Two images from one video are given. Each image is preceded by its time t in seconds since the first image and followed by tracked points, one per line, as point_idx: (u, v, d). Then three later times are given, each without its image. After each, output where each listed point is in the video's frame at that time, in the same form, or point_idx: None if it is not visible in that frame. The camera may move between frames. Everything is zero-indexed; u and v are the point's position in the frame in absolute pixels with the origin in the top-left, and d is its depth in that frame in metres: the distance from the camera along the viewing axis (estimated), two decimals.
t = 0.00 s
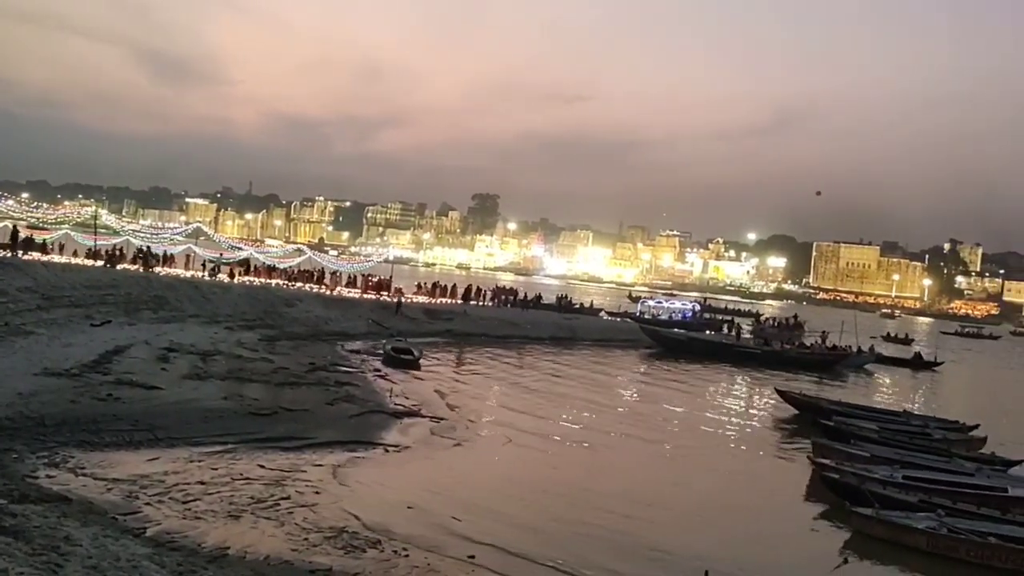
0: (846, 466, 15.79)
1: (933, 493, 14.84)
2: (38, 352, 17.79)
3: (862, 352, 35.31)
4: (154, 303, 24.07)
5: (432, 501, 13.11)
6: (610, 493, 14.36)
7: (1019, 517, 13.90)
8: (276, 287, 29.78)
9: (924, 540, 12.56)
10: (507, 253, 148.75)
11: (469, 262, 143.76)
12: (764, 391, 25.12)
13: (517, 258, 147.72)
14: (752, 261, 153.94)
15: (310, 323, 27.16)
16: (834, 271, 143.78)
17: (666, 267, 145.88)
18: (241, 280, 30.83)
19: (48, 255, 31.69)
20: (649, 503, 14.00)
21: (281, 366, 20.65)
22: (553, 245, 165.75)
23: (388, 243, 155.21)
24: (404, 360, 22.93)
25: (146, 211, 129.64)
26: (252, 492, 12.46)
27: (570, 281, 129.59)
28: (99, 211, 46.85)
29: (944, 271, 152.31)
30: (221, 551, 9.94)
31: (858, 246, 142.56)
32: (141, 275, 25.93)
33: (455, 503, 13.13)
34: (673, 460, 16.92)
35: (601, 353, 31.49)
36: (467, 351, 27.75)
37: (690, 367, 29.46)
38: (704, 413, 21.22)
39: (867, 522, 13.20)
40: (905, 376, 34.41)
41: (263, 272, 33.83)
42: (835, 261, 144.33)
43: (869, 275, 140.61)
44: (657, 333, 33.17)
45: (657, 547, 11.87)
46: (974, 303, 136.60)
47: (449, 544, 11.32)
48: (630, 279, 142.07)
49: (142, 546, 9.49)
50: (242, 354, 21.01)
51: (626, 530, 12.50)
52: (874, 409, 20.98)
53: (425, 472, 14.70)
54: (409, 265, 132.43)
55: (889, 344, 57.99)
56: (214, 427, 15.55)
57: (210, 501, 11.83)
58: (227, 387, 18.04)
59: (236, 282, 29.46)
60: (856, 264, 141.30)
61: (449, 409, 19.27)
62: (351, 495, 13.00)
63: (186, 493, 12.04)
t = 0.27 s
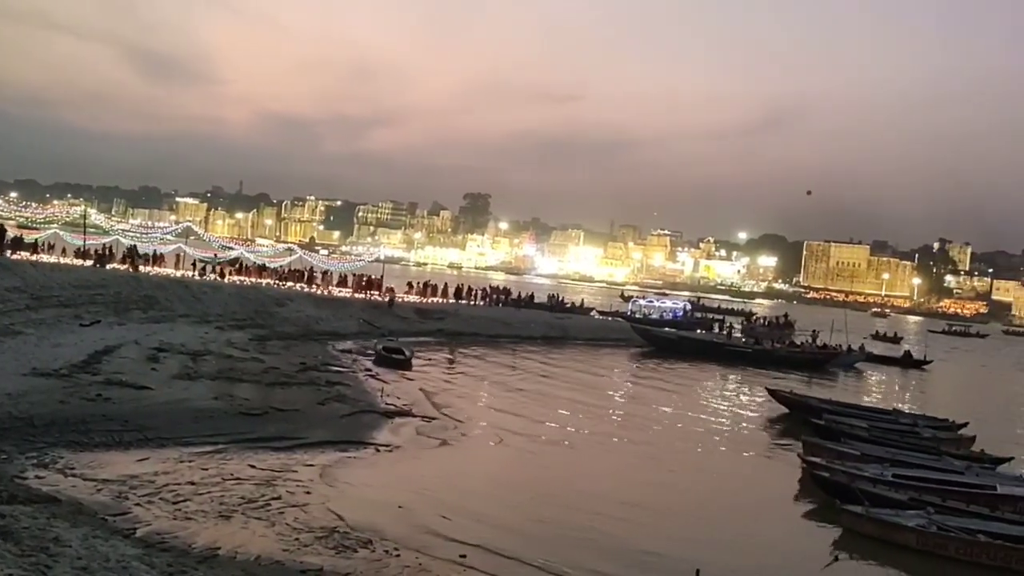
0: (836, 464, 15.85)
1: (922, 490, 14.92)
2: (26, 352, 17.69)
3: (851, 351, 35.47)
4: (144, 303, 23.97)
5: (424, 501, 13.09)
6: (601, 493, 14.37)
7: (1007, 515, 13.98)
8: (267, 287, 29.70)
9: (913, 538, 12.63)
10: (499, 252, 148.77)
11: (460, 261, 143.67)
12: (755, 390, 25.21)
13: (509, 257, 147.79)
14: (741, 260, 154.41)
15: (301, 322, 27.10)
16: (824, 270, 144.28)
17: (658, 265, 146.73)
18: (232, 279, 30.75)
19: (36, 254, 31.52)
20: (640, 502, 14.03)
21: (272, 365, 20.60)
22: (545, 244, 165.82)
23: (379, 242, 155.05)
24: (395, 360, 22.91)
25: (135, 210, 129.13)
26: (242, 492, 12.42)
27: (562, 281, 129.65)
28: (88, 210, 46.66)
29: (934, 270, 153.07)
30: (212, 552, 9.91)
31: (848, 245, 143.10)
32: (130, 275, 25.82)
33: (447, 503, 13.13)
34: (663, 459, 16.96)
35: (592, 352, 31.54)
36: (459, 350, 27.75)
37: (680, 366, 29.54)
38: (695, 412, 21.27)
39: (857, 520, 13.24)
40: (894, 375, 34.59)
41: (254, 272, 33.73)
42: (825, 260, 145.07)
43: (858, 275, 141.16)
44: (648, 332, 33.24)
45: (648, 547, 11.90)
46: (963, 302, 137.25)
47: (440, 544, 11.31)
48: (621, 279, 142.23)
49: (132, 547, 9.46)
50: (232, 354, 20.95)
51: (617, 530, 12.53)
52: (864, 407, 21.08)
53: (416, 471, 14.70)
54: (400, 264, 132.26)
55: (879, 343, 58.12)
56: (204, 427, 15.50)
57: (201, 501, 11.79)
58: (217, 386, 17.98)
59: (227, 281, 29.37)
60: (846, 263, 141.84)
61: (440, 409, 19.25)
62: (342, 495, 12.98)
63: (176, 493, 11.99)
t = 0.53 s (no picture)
0: (828, 462, 15.91)
1: (914, 489, 14.98)
2: (17, 352, 17.60)
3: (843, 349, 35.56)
4: (136, 302, 23.87)
5: (417, 500, 13.08)
6: (594, 492, 14.38)
7: (998, 513, 14.05)
8: (259, 285, 29.63)
9: (905, 536, 12.68)
10: (491, 251, 148.69)
11: (453, 260, 143.59)
12: (747, 388, 25.27)
13: (502, 256, 147.64)
14: (734, 259, 154.66)
15: (293, 321, 27.05)
16: (816, 269, 144.69)
17: (651, 264, 146.08)
18: (224, 278, 30.66)
19: (27, 253, 31.36)
20: (633, 501, 14.06)
21: (264, 364, 20.55)
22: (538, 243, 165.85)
23: (372, 240, 154.77)
24: (388, 359, 22.89)
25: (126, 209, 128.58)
26: (234, 491, 12.39)
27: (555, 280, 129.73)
28: (78, 209, 46.44)
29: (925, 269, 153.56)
30: (204, 551, 9.88)
31: (840, 244, 143.42)
32: (121, 274, 25.72)
33: (440, 502, 13.12)
34: (656, 458, 16.99)
35: (585, 351, 31.57)
36: (452, 349, 27.74)
37: (673, 364, 29.58)
38: (688, 411, 21.30)
39: (850, 518, 13.27)
40: (885, 373, 34.69)
41: (246, 271, 33.64)
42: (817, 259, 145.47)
43: (851, 274, 141.60)
44: (641, 330, 33.28)
45: (641, 546, 11.92)
46: (954, 300, 137.78)
47: (433, 543, 11.30)
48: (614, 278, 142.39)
49: (124, 547, 9.42)
50: (225, 353, 20.89)
51: (610, 529, 12.55)
52: (856, 406, 21.15)
53: (410, 470, 14.69)
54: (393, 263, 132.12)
55: (875, 342, 58.07)
56: (196, 427, 15.44)
57: (193, 501, 11.75)
58: (210, 386, 17.92)
59: (219, 280, 29.26)
60: (838, 262, 142.24)
61: (433, 408, 19.24)
62: (335, 494, 12.96)
63: (168, 493, 11.95)
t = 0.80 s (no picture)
0: (820, 461, 15.96)
1: (906, 487, 15.03)
2: (8, 351, 17.52)
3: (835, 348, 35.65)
4: (128, 301, 23.79)
5: (410, 499, 13.06)
6: (587, 491, 14.39)
7: (989, 511, 14.10)
8: (252, 285, 29.57)
9: (896, 534, 12.73)
10: (485, 250, 148.62)
11: (446, 259, 143.51)
12: (740, 387, 25.31)
13: (495, 255, 147.57)
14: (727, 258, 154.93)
15: (286, 320, 26.99)
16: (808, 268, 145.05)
17: (644, 263, 146.87)
18: (216, 277, 30.58)
19: (17, 252, 31.22)
20: (625, 500, 14.07)
21: (257, 364, 20.50)
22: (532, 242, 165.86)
23: (365, 239, 154.54)
24: (381, 358, 22.87)
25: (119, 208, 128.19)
26: (226, 491, 12.35)
27: (548, 279, 129.82)
28: (70, 208, 46.26)
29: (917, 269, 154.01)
30: (196, 551, 9.85)
31: (832, 243, 143.74)
32: (113, 273, 25.63)
33: (432, 501, 13.11)
34: (649, 457, 17.02)
35: (577, 350, 31.59)
36: (445, 348, 27.72)
37: (665, 363, 29.63)
38: (681, 410, 21.33)
39: (842, 517, 13.31)
40: (877, 372, 34.79)
41: (239, 271, 33.57)
42: (810, 259, 145.83)
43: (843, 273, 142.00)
44: (634, 329, 33.32)
45: (633, 545, 11.94)
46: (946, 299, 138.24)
47: (427, 542, 11.30)
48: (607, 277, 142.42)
49: (115, 546, 9.38)
50: (217, 352, 20.83)
51: (602, 528, 12.55)
52: (848, 405, 21.20)
53: (402, 470, 14.67)
54: (387, 262, 131.99)
55: (868, 342, 58.13)
56: (188, 426, 15.38)
57: (185, 500, 11.71)
58: (202, 385, 17.88)
59: (211, 279, 29.20)
60: (831, 262, 142.61)
61: (426, 407, 19.23)
62: (328, 493, 12.93)
63: (160, 492, 11.91)
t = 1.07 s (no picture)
0: (812, 460, 16.01)
1: (897, 485, 15.08)
2: None
3: (827, 347, 35.77)
4: (119, 300, 23.71)
5: (403, 499, 13.06)
6: (580, 490, 14.40)
7: (979, 509, 14.17)
8: (244, 284, 29.49)
9: (888, 533, 12.78)
10: (478, 250, 148.57)
11: (439, 258, 143.38)
12: (732, 386, 25.36)
13: (488, 254, 147.52)
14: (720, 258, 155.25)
15: (278, 320, 26.94)
16: (800, 268, 145.41)
17: (637, 264, 146.26)
18: (208, 276, 30.50)
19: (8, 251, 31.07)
20: (618, 499, 14.09)
21: (249, 363, 20.46)
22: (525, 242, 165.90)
23: (358, 239, 154.36)
24: (374, 358, 22.85)
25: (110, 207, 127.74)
26: (219, 491, 12.33)
27: (541, 278, 129.87)
28: (60, 208, 46.09)
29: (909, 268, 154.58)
30: (188, 551, 9.83)
31: (824, 243, 144.14)
32: (104, 272, 25.54)
33: (425, 500, 13.10)
34: (642, 456, 17.04)
35: (570, 349, 31.61)
36: (437, 348, 27.71)
37: (658, 363, 29.68)
38: (673, 409, 21.37)
39: (833, 516, 13.35)
40: (869, 371, 34.91)
41: (231, 270, 33.50)
42: (802, 258, 146.24)
43: (835, 272, 142.41)
44: (627, 329, 33.36)
45: (626, 544, 11.97)
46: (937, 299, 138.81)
47: (420, 541, 11.29)
48: (600, 277, 142.35)
49: (107, 547, 9.35)
50: (209, 352, 20.78)
51: (595, 527, 12.57)
52: (839, 403, 21.27)
53: (395, 469, 14.65)
54: (380, 262, 131.89)
55: (860, 340, 58.30)
56: (180, 426, 15.34)
57: (177, 500, 11.68)
58: (194, 385, 17.83)
59: (203, 278, 29.12)
60: (823, 261, 142.99)
61: (419, 407, 19.21)
62: (320, 493, 12.91)
63: (152, 492, 11.88)
